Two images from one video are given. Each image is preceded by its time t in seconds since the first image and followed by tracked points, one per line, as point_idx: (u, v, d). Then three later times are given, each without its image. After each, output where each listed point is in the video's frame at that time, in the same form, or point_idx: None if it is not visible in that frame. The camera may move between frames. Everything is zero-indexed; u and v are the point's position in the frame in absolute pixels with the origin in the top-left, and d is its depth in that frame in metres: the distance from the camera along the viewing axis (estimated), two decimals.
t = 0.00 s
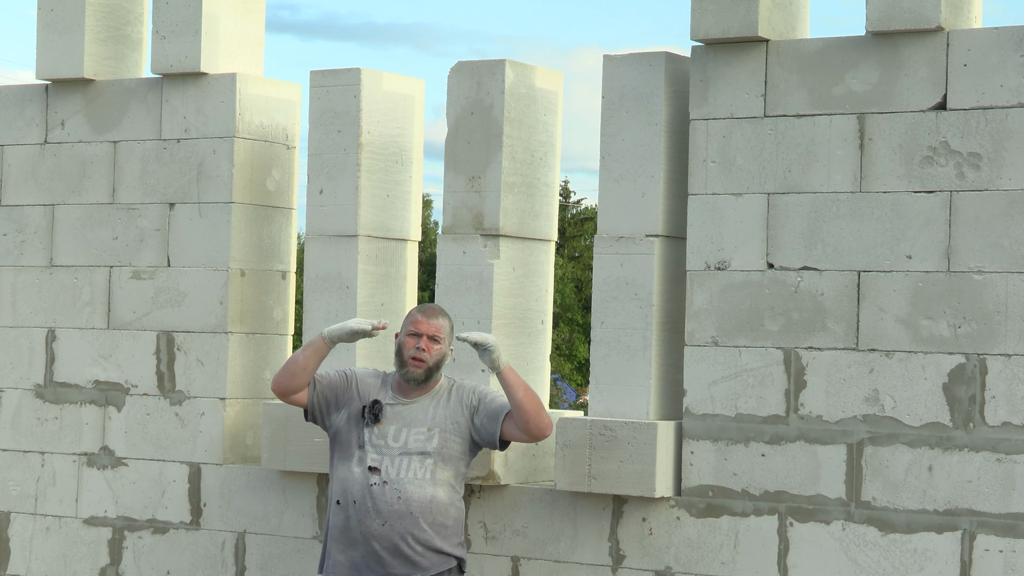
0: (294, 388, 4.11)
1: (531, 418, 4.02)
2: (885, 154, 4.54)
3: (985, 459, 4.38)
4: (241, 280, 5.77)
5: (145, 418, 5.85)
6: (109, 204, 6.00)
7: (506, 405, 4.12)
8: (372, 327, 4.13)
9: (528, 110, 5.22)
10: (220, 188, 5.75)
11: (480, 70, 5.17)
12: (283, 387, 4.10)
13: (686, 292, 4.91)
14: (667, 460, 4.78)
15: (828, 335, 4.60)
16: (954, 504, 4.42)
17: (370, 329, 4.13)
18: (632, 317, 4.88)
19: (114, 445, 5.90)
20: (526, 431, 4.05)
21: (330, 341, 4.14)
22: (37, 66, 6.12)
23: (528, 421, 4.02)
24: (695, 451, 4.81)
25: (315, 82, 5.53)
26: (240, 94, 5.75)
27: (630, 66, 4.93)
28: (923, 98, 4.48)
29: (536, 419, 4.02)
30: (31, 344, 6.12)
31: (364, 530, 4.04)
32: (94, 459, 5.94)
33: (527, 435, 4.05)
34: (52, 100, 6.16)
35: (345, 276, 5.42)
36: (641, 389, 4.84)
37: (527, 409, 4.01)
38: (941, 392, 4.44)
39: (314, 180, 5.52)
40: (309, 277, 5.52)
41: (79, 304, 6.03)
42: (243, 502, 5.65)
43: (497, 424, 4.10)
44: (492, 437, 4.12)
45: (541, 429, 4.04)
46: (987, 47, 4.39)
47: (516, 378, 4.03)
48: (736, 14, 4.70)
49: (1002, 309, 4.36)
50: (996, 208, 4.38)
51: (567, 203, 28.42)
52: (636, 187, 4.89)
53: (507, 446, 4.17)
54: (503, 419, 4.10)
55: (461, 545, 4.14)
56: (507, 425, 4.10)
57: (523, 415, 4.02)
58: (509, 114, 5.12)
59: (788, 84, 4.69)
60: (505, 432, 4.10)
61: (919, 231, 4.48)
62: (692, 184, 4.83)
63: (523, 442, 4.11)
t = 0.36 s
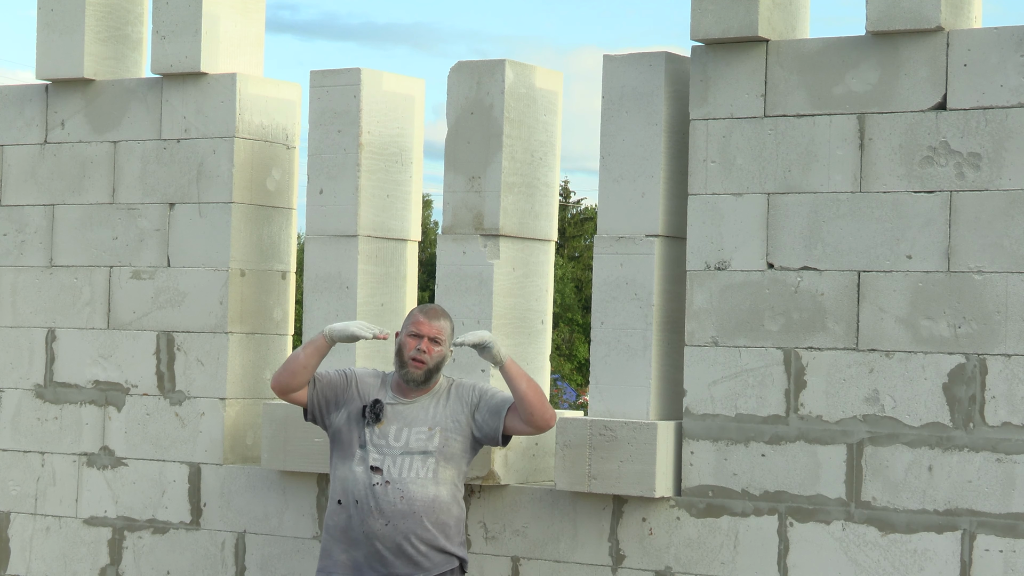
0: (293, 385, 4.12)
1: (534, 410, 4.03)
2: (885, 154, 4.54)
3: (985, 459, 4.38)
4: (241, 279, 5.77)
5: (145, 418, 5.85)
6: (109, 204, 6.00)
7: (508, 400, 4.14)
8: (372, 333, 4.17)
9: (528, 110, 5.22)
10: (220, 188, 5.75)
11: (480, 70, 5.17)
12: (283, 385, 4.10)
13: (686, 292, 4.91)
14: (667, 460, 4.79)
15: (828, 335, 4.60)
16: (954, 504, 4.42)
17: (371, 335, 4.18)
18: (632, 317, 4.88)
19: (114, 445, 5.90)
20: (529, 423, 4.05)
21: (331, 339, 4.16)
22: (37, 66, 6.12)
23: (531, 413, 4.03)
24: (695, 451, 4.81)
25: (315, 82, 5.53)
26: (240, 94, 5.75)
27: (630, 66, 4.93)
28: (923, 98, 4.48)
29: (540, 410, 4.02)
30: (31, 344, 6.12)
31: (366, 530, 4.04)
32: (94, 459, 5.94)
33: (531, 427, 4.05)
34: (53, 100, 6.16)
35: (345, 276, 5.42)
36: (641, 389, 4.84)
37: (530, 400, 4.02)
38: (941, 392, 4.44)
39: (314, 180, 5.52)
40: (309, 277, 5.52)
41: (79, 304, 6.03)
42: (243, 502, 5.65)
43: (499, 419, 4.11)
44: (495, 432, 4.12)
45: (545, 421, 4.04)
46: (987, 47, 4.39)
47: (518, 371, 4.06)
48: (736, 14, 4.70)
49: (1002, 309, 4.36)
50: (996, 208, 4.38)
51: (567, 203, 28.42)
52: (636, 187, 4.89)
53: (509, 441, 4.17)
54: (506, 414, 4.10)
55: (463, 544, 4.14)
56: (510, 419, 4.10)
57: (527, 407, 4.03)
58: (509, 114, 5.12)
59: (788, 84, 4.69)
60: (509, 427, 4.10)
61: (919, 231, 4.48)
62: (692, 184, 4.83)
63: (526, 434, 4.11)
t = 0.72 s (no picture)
0: (306, 364, 4.13)
1: (529, 383, 4.03)
2: (885, 154, 4.54)
3: (985, 459, 4.38)
4: (241, 279, 5.77)
5: (145, 418, 5.85)
6: (109, 205, 6.00)
7: (503, 383, 4.15)
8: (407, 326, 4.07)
9: (528, 110, 5.22)
10: (220, 187, 5.75)
11: (481, 69, 5.17)
12: (298, 362, 4.12)
13: (686, 292, 4.91)
14: (667, 460, 4.79)
15: (828, 335, 4.60)
16: (954, 504, 4.42)
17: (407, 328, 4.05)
18: (632, 317, 4.88)
19: (114, 445, 5.90)
20: (527, 398, 4.05)
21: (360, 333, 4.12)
22: (37, 67, 6.12)
23: (527, 388, 4.03)
24: (695, 451, 4.81)
25: (315, 82, 5.53)
26: (240, 94, 5.75)
27: (630, 66, 4.93)
28: (923, 98, 4.48)
29: (535, 383, 4.03)
30: (31, 344, 6.12)
31: (369, 526, 4.04)
32: (94, 459, 5.94)
33: (529, 401, 4.05)
34: (52, 100, 6.16)
35: (345, 276, 5.42)
36: (641, 389, 4.84)
37: (523, 373, 4.03)
38: (941, 392, 4.44)
39: (314, 180, 5.52)
40: (309, 277, 5.52)
41: (79, 304, 6.03)
42: (243, 502, 5.65)
43: (497, 403, 4.11)
44: (495, 418, 4.12)
45: (541, 393, 4.04)
46: (987, 47, 4.39)
47: (508, 348, 4.07)
48: (735, 14, 4.70)
49: (1002, 309, 4.36)
50: (996, 208, 4.38)
51: (567, 203, 28.42)
52: (636, 187, 4.89)
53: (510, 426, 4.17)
54: (503, 396, 4.11)
55: (466, 542, 4.13)
56: (508, 401, 4.11)
57: (522, 382, 4.03)
58: (509, 114, 5.12)
59: (788, 84, 4.69)
60: (508, 407, 4.10)
61: (919, 231, 4.48)
62: (692, 184, 4.83)
63: (526, 413, 4.10)
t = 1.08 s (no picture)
0: (303, 367, 4.14)
1: (534, 378, 4.06)
2: (885, 154, 4.54)
3: (985, 459, 4.38)
4: (241, 280, 5.77)
5: (145, 418, 5.85)
6: (109, 204, 6.00)
7: (504, 380, 4.17)
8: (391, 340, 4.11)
9: (528, 110, 5.22)
10: (220, 188, 5.75)
11: (481, 69, 5.17)
12: (295, 366, 4.12)
13: (686, 292, 4.91)
14: (667, 460, 4.79)
15: (828, 335, 4.60)
16: (954, 504, 4.42)
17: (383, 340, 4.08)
18: (632, 317, 4.88)
19: (114, 445, 5.90)
20: (532, 393, 4.08)
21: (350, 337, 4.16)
22: (37, 66, 6.12)
23: (533, 383, 4.06)
24: (695, 451, 4.81)
25: (315, 82, 5.53)
26: (240, 94, 5.75)
27: (630, 66, 4.93)
28: (923, 98, 4.48)
29: (540, 377, 4.06)
30: (31, 344, 6.12)
31: (369, 526, 4.03)
32: (94, 459, 5.94)
33: (534, 396, 4.08)
34: (52, 100, 6.16)
35: (345, 276, 5.42)
36: (641, 389, 4.84)
37: (528, 369, 4.06)
38: (941, 392, 4.44)
39: (314, 180, 5.52)
40: (309, 277, 5.52)
41: (79, 304, 6.03)
42: (243, 502, 5.65)
43: (501, 402, 4.13)
44: (498, 416, 4.13)
45: (547, 387, 4.08)
46: (987, 47, 4.39)
47: (509, 346, 4.10)
48: (735, 14, 4.70)
49: (1002, 309, 4.36)
50: (997, 208, 4.38)
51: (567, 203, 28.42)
52: (636, 187, 4.89)
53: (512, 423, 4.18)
54: (506, 393, 4.13)
55: (467, 542, 4.13)
56: (511, 398, 4.13)
57: (527, 377, 4.06)
58: (509, 114, 5.12)
59: (788, 84, 4.69)
60: (511, 404, 4.12)
61: (919, 231, 4.48)
62: (692, 184, 4.83)
63: (529, 408, 4.13)
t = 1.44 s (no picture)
0: (294, 366, 4.14)
1: (543, 380, 4.05)
2: (885, 154, 4.54)
3: (985, 459, 4.38)
4: (241, 280, 5.77)
5: (145, 417, 5.85)
6: (109, 204, 6.00)
7: (509, 382, 4.17)
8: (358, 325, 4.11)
9: (528, 110, 5.22)
10: (220, 188, 5.75)
11: (481, 69, 5.17)
12: (283, 365, 4.13)
13: (686, 292, 4.91)
14: (667, 460, 4.79)
15: (828, 335, 4.60)
16: (954, 504, 4.42)
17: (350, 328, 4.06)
18: (632, 317, 4.88)
19: (114, 445, 5.90)
20: (539, 394, 4.07)
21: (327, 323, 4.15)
22: (37, 66, 6.12)
23: (540, 384, 4.05)
24: (695, 451, 4.81)
25: (315, 82, 5.53)
26: (240, 94, 5.75)
27: (630, 66, 4.93)
28: (923, 98, 4.48)
29: (548, 379, 4.05)
30: (31, 344, 6.12)
31: (370, 525, 4.03)
32: (94, 459, 5.94)
33: (540, 399, 4.08)
34: (52, 100, 6.16)
35: (345, 276, 5.42)
36: (641, 389, 4.84)
37: (539, 371, 4.04)
38: (941, 392, 4.44)
39: (314, 179, 5.52)
40: (309, 277, 5.52)
41: (79, 304, 6.03)
42: (243, 502, 5.65)
43: (505, 403, 4.14)
44: (502, 417, 4.14)
45: (554, 389, 4.06)
46: (987, 47, 4.39)
47: (525, 346, 4.06)
48: (735, 14, 4.70)
49: (1002, 309, 4.36)
50: (997, 208, 4.38)
51: (568, 203, 28.42)
52: (636, 187, 4.89)
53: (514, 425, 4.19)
54: (510, 394, 4.14)
55: (467, 541, 4.13)
56: (516, 400, 4.13)
57: (535, 377, 4.05)
58: (509, 114, 5.12)
59: (788, 84, 4.69)
60: (514, 405, 4.13)
61: (919, 231, 4.48)
62: (692, 184, 4.83)
63: (534, 410, 4.12)
